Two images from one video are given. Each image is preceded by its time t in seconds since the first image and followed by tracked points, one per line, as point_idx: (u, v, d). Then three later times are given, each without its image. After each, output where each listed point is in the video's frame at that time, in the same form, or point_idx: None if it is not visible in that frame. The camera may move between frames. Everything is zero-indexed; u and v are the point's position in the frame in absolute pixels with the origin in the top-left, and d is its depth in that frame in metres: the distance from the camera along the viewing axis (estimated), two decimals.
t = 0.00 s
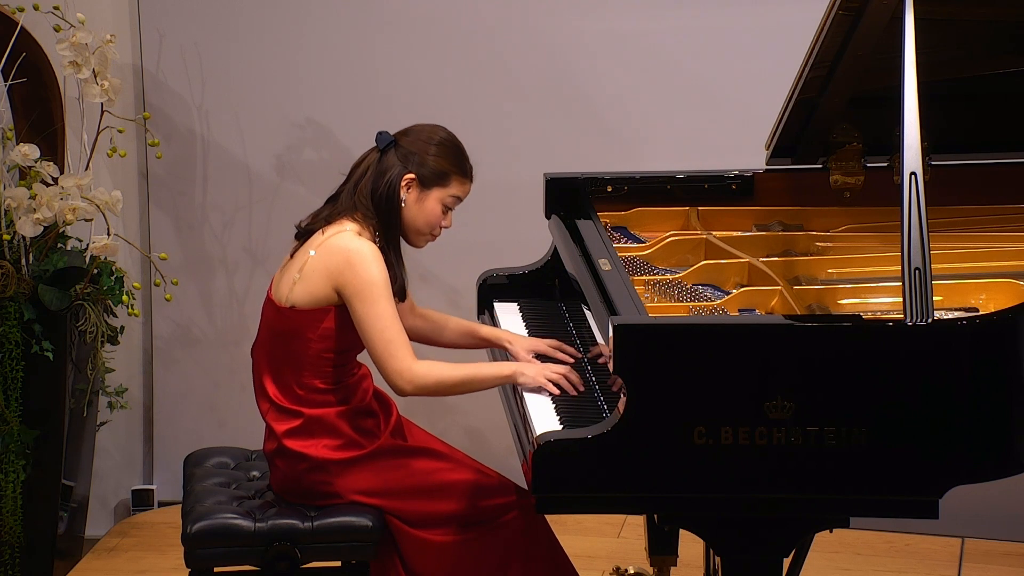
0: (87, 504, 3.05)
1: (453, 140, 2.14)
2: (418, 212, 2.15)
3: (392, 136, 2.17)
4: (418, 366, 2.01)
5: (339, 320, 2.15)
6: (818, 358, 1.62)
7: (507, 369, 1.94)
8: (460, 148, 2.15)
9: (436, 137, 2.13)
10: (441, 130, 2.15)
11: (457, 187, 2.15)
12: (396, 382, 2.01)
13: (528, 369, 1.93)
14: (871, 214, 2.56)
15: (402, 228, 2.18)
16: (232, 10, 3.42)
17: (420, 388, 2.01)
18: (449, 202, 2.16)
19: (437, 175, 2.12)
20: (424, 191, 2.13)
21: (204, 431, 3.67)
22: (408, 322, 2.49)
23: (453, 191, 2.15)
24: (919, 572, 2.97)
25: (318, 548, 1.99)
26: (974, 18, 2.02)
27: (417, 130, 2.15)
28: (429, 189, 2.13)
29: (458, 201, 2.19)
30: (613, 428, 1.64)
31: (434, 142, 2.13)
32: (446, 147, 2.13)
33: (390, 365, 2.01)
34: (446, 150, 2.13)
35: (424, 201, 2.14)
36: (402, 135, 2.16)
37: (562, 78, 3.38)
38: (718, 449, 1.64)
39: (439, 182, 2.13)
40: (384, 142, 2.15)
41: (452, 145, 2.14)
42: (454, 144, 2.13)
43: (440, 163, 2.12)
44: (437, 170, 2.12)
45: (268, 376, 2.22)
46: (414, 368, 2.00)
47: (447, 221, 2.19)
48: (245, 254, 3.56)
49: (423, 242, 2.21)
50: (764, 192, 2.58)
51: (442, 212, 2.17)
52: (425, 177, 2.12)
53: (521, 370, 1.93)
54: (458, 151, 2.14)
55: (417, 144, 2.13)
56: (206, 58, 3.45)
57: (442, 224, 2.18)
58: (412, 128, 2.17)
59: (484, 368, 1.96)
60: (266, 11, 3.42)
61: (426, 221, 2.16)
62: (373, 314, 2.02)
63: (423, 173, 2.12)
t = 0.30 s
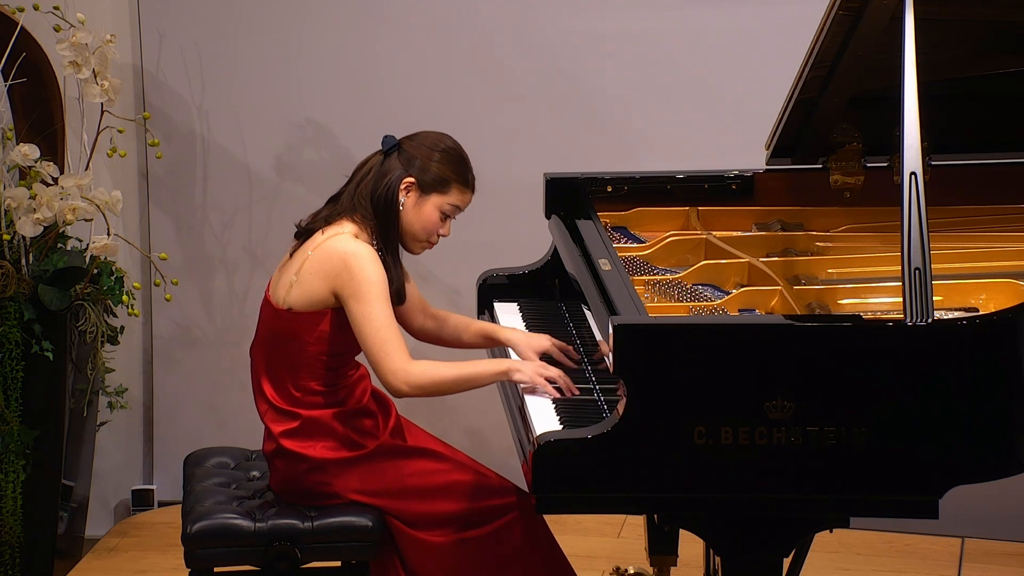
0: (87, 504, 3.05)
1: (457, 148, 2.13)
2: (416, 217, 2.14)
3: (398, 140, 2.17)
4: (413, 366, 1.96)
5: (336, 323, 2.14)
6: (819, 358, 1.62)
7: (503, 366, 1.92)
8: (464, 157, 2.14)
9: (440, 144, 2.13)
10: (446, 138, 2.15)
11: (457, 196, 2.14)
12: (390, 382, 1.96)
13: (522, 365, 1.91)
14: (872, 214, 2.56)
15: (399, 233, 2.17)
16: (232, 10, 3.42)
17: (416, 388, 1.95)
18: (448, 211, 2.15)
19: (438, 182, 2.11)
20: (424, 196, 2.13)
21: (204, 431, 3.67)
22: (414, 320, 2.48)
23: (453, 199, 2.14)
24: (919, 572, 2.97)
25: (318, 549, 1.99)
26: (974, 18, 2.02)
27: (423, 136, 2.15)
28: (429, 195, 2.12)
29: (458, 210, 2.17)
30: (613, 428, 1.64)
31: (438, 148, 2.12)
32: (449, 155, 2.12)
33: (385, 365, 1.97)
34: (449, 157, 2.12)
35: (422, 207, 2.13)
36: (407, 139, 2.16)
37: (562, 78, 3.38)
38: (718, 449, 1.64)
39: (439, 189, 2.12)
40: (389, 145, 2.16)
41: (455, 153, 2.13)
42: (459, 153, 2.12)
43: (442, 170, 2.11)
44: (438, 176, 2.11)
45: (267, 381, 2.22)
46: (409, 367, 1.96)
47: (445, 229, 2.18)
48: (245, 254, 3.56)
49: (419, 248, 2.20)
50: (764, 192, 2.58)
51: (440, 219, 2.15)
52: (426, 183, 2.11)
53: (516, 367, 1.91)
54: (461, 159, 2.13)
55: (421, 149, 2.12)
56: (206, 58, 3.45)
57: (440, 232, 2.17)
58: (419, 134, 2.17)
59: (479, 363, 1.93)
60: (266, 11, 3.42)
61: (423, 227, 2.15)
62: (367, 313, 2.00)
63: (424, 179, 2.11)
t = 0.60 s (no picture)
0: (87, 504, 3.05)
1: (465, 163, 2.09)
2: (415, 228, 2.11)
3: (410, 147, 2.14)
4: (395, 372, 1.95)
5: (323, 326, 2.14)
6: (818, 358, 1.62)
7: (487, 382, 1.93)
8: (470, 172, 2.09)
9: (449, 157, 2.08)
10: (457, 151, 2.10)
11: (459, 211, 2.09)
12: (371, 387, 1.96)
13: (509, 382, 1.88)
14: (872, 213, 2.56)
15: (398, 242, 2.14)
16: (232, 10, 3.42)
17: (398, 394, 1.95)
18: (448, 225, 2.10)
19: (440, 194, 2.07)
20: (424, 207, 2.09)
21: (204, 431, 3.67)
22: (425, 329, 2.45)
23: (454, 214, 2.09)
24: (919, 572, 2.96)
25: (318, 548, 1.99)
26: (973, 18, 2.02)
27: (434, 146, 2.11)
28: (430, 207, 2.08)
29: (459, 226, 2.13)
30: (613, 428, 1.64)
31: (446, 161, 2.08)
32: (455, 169, 2.07)
33: (367, 370, 1.96)
34: (454, 171, 2.07)
35: (422, 218, 2.10)
36: (418, 147, 2.13)
37: (562, 77, 3.38)
38: (718, 449, 1.64)
39: (440, 201, 2.08)
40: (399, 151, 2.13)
41: (462, 167, 2.08)
42: (466, 167, 2.08)
43: (446, 182, 2.07)
44: (441, 189, 2.07)
45: (261, 382, 2.23)
46: (391, 374, 1.95)
47: (444, 243, 2.13)
48: (245, 254, 3.56)
49: (417, 259, 2.17)
50: (764, 192, 2.58)
51: (439, 232, 2.11)
52: (428, 194, 2.07)
53: (503, 384, 1.87)
54: (467, 174, 2.09)
55: (429, 159, 2.09)
56: (205, 58, 3.45)
57: (438, 245, 2.13)
58: (431, 144, 2.13)
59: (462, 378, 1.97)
60: (266, 11, 3.42)
61: (422, 238, 2.11)
62: (353, 317, 1.99)
63: (426, 190, 2.07)
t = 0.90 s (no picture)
0: (87, 504, 3.05)
1: (467, 170, 2.08)
2: (414, 234, 2.11)
3: (413, 151, 2.13)
4: (396, 377, 1.95)
5: (322, 331, 2.14)
6: (819, 358, 1.62)
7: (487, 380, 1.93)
8: (472, 179, 2.09)
9: (451, 165, 2.08)
10: (460, 158, 2.10)
11: (458, 218, 2.09)
12: (374, 393, 1.96)
13: (511, 379, 1.89)
14: (872, 213, 2.56)
15: (396, 247, 2.14)
16: (232, 10, 3.42)
17: (399, 399, 1.95)
18: (447, 232, 2.10)
19: (440, 202, 2.07)
20: (424, 214, 2.09)
21: (204, 431, 3.67)
22: (424, 329, 2.46)
23: (453, 221, 2.09)
24: (919, 572, 2.96)
25: (318, 548, 1.99)
26: (973, 18, 2.02)
27: (437, 152, 2.11)
28: (429, 213, 2.08)
29: (458, 233, 2.13)
30: (613, 428, 1.64)
31: (448, 168, 2.07)
32: (456, 176, 2.07)
33: (368, 376, 1.96)
34: (456, 179, 2.07)
35: (422, 224, 2.10)
36: (422, 152, 2.12)
37: (562, 78, 3.38)
38: (718, 449, 1.64)
39: (440, 209, 2.07)
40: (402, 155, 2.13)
41: (463, 175, 2.08)
42: (468, 175, 2.07)
43: (447, 190, 2.06)
44: (441, 196, 2.06)
45: (262, 386, 2.24)
46: (392, 380, 1.95)
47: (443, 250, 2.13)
48: (245, 254, 3.56)
49: (415, 263, 2.17)
50: (764, 192, 2.58)
51: (438, 239, 2.11)
52: (428, 201, 2.07)
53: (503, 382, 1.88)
54: (468, 181, 2.08)
55: (431, 165, 2.08)
56: (205, 58, 3.45)
57: (435, 252, 2.12)
58: (435, 149, 2.13)
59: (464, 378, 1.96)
60: (267, 11, 3.42)
61: (421, 245, 2.11)
62: (353, 322, 1.99)
63: (427, 196, 2.07)
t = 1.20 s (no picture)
0: (87, 504, 3.05)
1: (468, 177, 2.07)
2: (413, 239, 2.10)
3: (415, 156, 2.13)
4: (396, 384, 1.95)
5: (320, 336, 2.14)
6: (819, 358, 1.62)
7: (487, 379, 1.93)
8: (472, 186, 2.08)
9: (453, 171, 2.07)
10: (462, 164, 2.09)
11: (458, 225, 2.08)
12: (373, 400, 1.96)
13: (510, 378, 1.91)
14: (872, 213, 2.56)
15: (395, 252, 2.14)
16: (232, 10, 3.42)
17: (398, 406, 1.95)
18: (446, 239, 2.10)
19: (439, 208, 2.06)
20: (424, 220, 2.08)
21: (204, 431, 3.67)
22: (424, 329, 2.46)
23: (452, 228, 2.08)
24: (919, 572, 2.96)
25: (318, 548, 1.99)
26: (973, 18, 2.02)
27: (439, 158, 2.10)
28: (429, 219, 2.07)
29: (457, 240, 2.12)
30: (613, 428, 1.64)
31: (449, 175, 2.07)
32: (457, 183, 2.06)
33: (368, 383, 1.96)
34: (456, 185, 2.06)
35: (421, 230, 2.09)
36: (424, 157, 2.11)
37: (562, 77, 3.38)
38: (718, 449, 1.64)
39: (439, 215, 2.06)
40: (405, 160, 2.12)
41: (464, 182, 2.07)
42: (469, 183, 2.06)
43: (447, 197, 2.05)
44: (441, 203, 2.05)
45: (262, 389, 2.24)
46: (391, 387, 1.95)
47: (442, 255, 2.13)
48: (245, 254, 3.56)
49: (414, 268, 2.17)
50: (764, 192, 2.58)
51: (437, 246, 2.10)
52: (428, 207, 2.06)
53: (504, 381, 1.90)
54: (469, 188, 2.07)
55: (433, 171, 2.07)
56: (205, 58, 3.45)
57: (434, 258, 2.12)
58: (437, 154, 2.12)
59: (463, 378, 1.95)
60: (267, 11, 3.42)
61: (420, 251, 2.11)
62: (353, 330, 1.98)
63: (427, 203, 2.06)
